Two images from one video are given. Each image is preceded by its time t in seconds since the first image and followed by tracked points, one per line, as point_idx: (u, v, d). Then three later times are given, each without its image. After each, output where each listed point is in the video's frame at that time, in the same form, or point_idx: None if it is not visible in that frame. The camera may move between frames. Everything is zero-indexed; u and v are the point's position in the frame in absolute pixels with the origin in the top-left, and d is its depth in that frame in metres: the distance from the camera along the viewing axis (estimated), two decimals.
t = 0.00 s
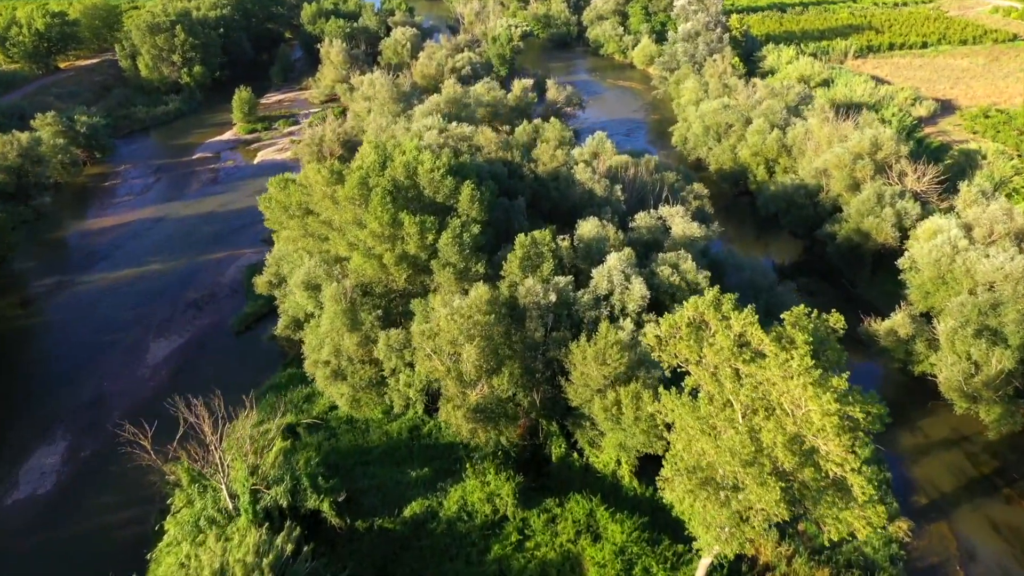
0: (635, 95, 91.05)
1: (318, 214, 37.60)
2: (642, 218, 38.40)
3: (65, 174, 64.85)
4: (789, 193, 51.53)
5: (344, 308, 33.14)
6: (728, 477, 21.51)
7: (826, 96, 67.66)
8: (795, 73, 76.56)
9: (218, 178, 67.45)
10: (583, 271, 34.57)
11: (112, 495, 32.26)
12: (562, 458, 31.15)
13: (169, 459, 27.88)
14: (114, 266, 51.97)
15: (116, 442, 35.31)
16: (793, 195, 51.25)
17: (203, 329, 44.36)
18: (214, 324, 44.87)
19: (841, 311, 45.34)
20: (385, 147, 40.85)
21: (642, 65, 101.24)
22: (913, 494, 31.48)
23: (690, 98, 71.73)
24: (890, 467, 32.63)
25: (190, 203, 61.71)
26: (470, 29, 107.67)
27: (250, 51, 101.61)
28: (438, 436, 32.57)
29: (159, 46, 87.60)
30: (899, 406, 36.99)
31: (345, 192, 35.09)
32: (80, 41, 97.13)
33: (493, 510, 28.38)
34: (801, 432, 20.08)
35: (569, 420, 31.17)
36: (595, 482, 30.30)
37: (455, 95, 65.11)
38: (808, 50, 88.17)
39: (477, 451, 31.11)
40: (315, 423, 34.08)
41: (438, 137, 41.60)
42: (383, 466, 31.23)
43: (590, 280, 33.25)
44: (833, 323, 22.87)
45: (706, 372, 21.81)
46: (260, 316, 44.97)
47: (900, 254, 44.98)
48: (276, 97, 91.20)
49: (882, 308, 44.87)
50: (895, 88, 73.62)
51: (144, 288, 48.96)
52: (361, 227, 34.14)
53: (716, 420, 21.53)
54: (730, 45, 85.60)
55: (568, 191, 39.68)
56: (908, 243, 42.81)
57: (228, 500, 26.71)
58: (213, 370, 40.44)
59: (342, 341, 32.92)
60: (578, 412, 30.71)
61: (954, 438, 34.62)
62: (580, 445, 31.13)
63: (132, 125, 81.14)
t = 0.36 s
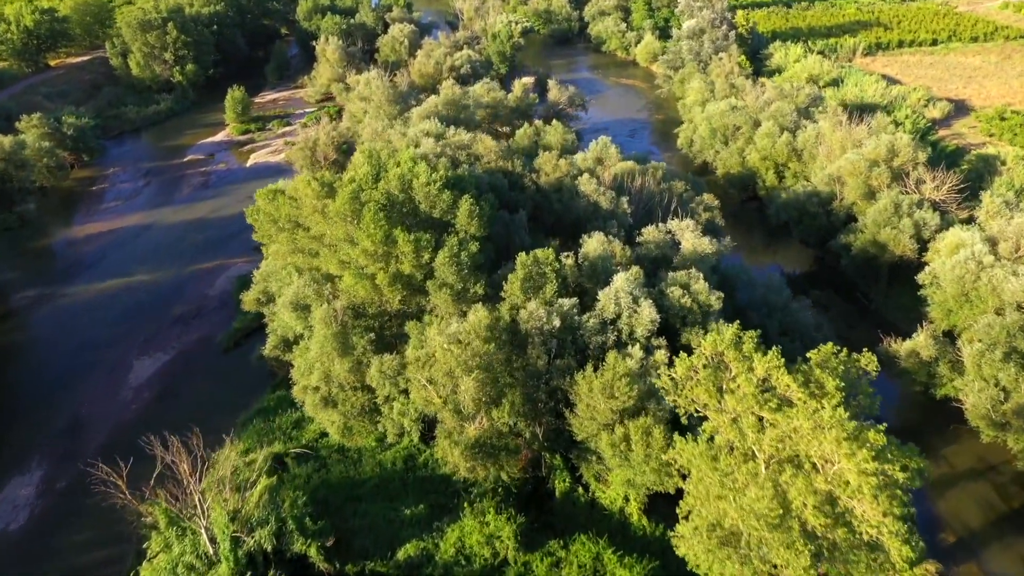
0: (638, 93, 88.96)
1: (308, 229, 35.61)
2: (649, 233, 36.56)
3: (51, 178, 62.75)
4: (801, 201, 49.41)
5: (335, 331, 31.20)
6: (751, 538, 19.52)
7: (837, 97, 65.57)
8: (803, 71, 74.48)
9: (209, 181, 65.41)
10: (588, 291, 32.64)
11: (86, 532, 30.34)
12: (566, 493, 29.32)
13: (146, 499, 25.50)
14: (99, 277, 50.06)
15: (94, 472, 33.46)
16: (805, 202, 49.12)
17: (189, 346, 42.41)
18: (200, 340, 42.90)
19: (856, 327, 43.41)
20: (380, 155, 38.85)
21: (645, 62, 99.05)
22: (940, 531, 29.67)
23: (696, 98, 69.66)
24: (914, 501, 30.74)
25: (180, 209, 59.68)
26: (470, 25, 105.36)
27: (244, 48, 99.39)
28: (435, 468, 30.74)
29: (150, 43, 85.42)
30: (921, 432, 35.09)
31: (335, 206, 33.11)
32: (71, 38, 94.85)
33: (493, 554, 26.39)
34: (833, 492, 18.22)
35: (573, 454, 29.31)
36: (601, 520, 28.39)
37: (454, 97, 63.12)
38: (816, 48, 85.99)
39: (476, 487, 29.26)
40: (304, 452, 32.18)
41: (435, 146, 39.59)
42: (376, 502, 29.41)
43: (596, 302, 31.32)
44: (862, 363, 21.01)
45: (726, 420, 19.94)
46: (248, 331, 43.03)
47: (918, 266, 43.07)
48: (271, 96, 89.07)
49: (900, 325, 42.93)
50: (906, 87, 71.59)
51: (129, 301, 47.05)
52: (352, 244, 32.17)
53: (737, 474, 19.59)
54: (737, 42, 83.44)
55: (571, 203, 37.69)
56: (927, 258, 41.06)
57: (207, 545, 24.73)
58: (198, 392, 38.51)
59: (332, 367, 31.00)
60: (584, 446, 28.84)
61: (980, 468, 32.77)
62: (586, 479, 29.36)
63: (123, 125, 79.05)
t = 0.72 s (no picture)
0: (641, 92, 86.94)
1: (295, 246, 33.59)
2: (658, 249, 34.57)
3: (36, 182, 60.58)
4: (814, 209, 47.38)
5: (324, 359, 29.24)
6: None
7: (848, 98, 63.57)
8: (811, 71, 72.51)
9: (200, 186, 63.38)
10: (593, 314, 30.65)
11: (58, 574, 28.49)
12: (571, 533, 27.23)
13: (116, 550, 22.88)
14: (83, 289, 48.12)
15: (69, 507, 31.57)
16: (818, 211, 47.08)
17: (174, 366, 40.50)
18: (186, 359, 41.00)
19: (873, 345, 41.52)
20: (373, 166, 36.87)
21: (647, 59, 96.93)
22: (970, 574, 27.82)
23: (702, 99, 67.65)
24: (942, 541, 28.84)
25: (169, 216, 57.69)
26: (469, 22, 103.18)
27: (238, 45, 97.30)
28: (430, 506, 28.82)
29: (141, 42, 83.30)
30: (946, 460, 33.15)
31: (324, 224, 31.15)
32: (60, 35, 92.56)
33: None
34: (873, 568, 16.21)
35: (578, 493, 27.27)
36: (609, 564, 26.10)
37: (453, 98, 61.14)
38: (824, 46, 83.96)
39: (474, 529, 27.28)
40: (291, 487, 30.22)
41: (432, 156, 37.61)
42: (367, 543, 27.47)
43: (601, 328, 29.38)
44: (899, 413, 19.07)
45: (751, 479, 18.00)
46: (236, 349, 41.13)
47: (937, 280, 41.06)
48: (265, 96, 86.96)
49: (919, 342, 41.03)
50: (918, 87, 69.68)
51: (113, 316, 45.09)
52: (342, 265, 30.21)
53: (764, 544, 17.46)
54: (743, 40, 81.34)
55: (575, 218, 35.72)
56: (948, 273, 39.12)
57: None
58: (182, 417, 36.64)
59: (321, 397, 29.06)
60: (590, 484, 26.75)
61: (1009, 502, 30.88)
62: (592, 520, 27.16)
63: (112, 126, 76.92)
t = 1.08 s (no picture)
0: (644, 91, 85.05)
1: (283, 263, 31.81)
2: (666, 266, 32.79)
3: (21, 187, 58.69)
4: (826, 219, 45.53)
5: (313, 387, 27.48)
6: None
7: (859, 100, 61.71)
8: (820, 70, 70.66)
9: (191, 190, 61.49)
10: (598, 338, 28.85)
11: None
12: None
13: None
14: (67, 301, 46.32)
15: (43, 542, 29.84)
16: (830, 220, 45.22)
17: (159, 385, 38.71)
18: (172, 377, 39.21)
19: (889, 362, 39.87)
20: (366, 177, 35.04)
21: (650, 57, 94.97)
22: None
23: (707, 100, 65.80)
24: None
25: (158, 222, 55.83)
26: (468, 19, 101.16)
27: (233, 43, 95.31)
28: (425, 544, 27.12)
29: (133, 40, 81.28)
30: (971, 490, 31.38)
31: (313, 242, 29.37)
32: (51, 33, 90.56)
33: None
34: None
35: (583, 533, 25.57)
36: None
37: (452, 100, 59.32)
38: (832, 44, 82.02)
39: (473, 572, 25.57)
40: (278, 522, 28.48)
41: (428, 166, 35.78)
42: None
43: (607, 355, 27.63)
44: (938, 471, 17.97)
45: (779, 545, 17.32)
46: (224, 367, 39.34)
47: (957, 295, 39.33)
48: (260, 95, 85.05)
49: (938, 359, 39.44)
50: (930, 88, 67.88)
51: (97, 330, 43.28)
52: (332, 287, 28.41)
53: None
54: (749, 39, 79.37)
55: (578, 233, 33.88)
56: (969, 288, 37.36)
57: None
58: (167, 442, 34.88)
59: (310, 428, 27.33)
60: (596, 525, 25.01)
61: None
62: (598, 562, 25.46)
63: (103, 126, 75.03)
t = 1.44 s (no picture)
0: (647, 91, 82.94)
1: (268, 286, 29.82)
2: (677, 288, 30.86)
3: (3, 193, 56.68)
4: (841, 230, 43.55)
5: (298, 424, 25.52)
6: None
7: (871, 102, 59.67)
8: (829, 70, 68.61)
9: (180, 195, 59.43)
10: (605, 369, 26.86)
11: None
12: None
13: None
14: (47, 317, 44.36)
15: None
16: (845, 232, 43.24)
17: (141, 409, 36.76)
18: (154, 400, 37.28)
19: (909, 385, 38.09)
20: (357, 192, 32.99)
21: (654, 54, 92.81)
22: None
23: (714, 101, 63.72)
24: None
25: (145, 230, 53.82)
26: (468, 16, 98.95)
27: (227, 39, 93.04)
28: None
29: (123, 38, 79.07)
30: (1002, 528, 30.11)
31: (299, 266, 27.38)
32: (40, 30, 88.24)
33: None
34: None
35: None
36: None
37: (450, 103, 57.22)
38: (841, 42, 79.88)
39: None
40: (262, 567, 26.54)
41: (424, 179, 33.80)
42: None
43: (615, 390, 25.67)
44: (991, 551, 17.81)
45: None
46: (209, 389, 37.41)
47: (981, 313, 37.45)
48: (254, 95, 82.91)
49: (961, 381, 37.91)
50: (943, 88, 65.92)
51: (77, 348, 41.33)
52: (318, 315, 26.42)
53: None
54: (756, 37, 77.14)
55: (583, 252, 31.95)
56: (994, 307, 35.38)
57: None
58: (147, 473, 33.00)
59: (296, 468, 25.38)
60: None
61: None
62: None
63: (91, 128, 72.92)
